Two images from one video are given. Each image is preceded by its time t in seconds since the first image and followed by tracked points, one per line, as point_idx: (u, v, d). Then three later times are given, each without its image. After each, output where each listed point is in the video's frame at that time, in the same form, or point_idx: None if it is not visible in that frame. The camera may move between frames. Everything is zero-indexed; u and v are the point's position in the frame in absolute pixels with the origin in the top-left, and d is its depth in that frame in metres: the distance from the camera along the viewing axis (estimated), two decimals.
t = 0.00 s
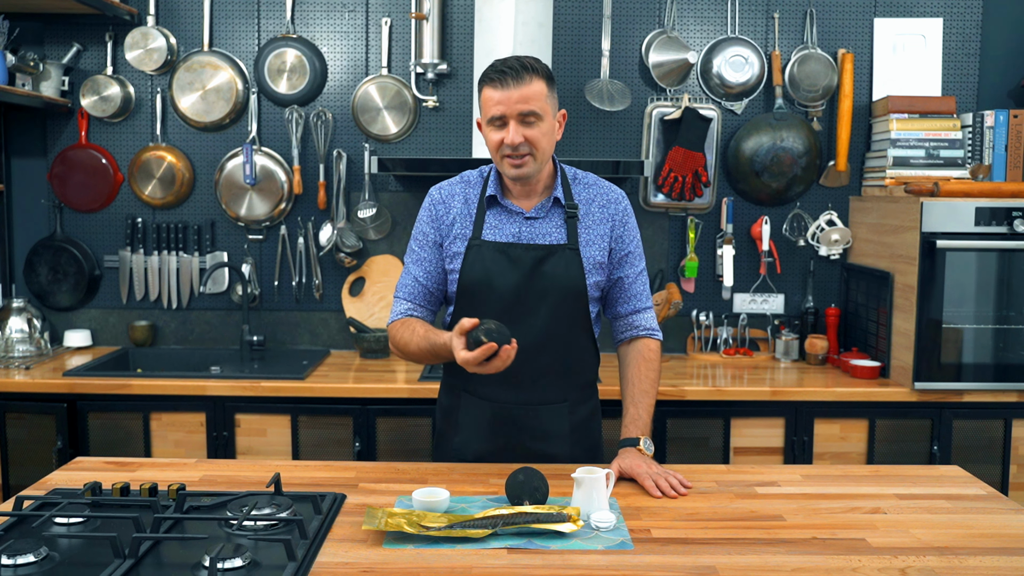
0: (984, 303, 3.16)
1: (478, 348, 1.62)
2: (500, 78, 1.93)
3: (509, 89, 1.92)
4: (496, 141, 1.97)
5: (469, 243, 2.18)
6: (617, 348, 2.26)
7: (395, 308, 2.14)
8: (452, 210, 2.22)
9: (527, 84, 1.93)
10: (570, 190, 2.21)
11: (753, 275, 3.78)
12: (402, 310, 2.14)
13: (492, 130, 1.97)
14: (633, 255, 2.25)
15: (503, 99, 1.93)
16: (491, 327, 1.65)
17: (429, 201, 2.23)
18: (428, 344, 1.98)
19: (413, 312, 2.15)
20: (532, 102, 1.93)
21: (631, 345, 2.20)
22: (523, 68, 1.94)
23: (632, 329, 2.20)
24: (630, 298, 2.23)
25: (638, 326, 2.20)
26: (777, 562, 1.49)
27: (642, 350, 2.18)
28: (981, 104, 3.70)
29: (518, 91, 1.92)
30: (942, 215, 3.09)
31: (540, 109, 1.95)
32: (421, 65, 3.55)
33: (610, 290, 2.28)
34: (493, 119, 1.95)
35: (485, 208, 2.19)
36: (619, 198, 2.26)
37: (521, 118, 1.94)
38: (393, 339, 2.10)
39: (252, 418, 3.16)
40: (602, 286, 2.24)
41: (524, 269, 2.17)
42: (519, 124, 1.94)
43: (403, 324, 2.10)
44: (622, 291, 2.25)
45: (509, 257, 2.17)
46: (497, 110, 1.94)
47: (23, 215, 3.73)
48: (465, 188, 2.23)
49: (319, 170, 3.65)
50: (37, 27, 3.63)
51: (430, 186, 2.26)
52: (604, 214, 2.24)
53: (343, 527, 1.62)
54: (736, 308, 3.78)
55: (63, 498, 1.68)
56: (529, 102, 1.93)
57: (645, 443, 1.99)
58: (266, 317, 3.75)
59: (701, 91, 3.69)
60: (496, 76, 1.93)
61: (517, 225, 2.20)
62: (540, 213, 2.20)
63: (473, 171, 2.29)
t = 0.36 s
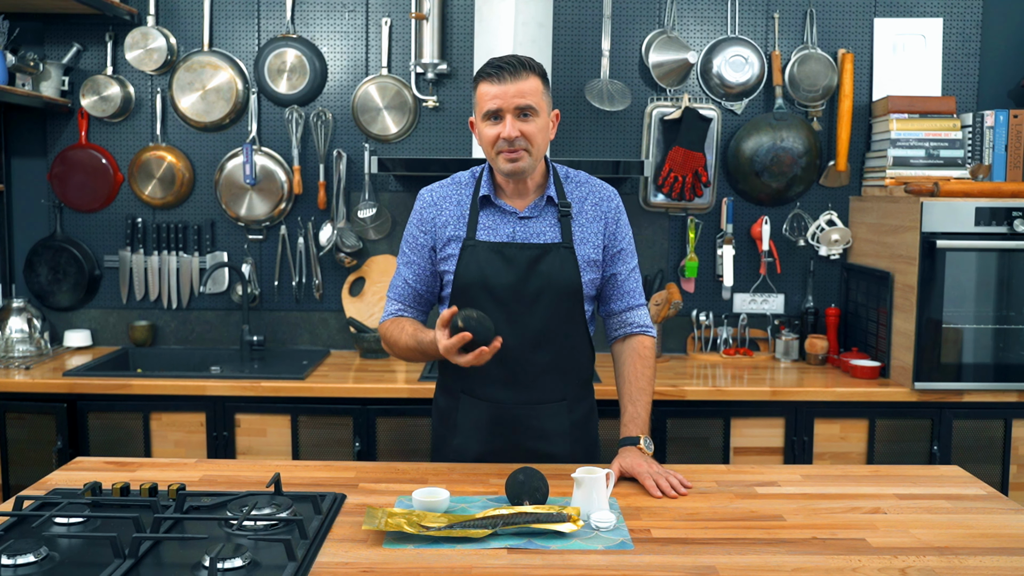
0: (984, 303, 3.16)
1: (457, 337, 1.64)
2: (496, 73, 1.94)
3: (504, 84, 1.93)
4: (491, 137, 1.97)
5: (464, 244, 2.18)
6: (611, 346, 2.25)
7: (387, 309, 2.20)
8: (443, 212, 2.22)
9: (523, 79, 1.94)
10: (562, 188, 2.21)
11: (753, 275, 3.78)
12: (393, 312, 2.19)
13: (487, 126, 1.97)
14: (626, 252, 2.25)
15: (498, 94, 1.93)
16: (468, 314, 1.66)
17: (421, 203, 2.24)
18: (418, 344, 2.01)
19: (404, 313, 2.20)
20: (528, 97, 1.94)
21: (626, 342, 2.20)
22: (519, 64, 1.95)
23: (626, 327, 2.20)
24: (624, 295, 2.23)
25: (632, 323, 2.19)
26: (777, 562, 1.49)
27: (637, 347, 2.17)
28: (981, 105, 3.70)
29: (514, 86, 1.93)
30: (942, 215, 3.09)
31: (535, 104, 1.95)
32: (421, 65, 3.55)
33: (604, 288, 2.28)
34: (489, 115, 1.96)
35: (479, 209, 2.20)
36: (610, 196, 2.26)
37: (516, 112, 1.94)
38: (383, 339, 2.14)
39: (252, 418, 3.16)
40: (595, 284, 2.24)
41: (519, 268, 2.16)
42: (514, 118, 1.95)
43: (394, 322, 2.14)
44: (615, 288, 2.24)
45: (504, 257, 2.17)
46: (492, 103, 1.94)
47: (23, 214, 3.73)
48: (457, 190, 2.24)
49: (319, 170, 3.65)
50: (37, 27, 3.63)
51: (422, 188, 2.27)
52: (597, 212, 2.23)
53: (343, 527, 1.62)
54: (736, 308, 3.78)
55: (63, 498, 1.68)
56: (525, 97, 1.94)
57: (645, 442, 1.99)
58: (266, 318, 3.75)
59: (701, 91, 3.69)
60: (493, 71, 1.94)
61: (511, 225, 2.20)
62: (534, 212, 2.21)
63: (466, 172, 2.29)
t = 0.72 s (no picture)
0: (984, 303, 3.16)
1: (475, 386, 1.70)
2: (498, 80, 1.93)
3: (505, 92, 1.92)
4: (484, 143, 1.96)
5: (450, 248, 2.18)
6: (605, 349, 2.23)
7: (376, 313, 2.20)
8: (429, 216, 2.21)
9: (524, 90, 1.93)
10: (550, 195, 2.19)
11: (754, 275, 3.78)
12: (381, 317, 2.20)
13: (481, 131, 1.97)
14: (615, 253, 2.23)
15: (497, 101, 1.92)
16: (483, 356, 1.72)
17: (406, 207, 2.22)
18: (412, 353, 2.07)
19: (392, 317, 2.20)
20: (527, 107, 1.94)
21: (621, 343, 2.17)
22: (521, 73, 1.94)
23: (620, 327, 2.17)
24: (616, 296, 2.21)
25: (626, 323, 2.17)
26: (777, 562, 1.49)
27: (633, 346, 2.15)
28: (981, 105, 3.70)
29: (514, 95, 1.93)
30: (941, 215, 3.09)
31: (533, 114, 1.95)
32: (421, 65, 3.55)
33: (594, 291, 2.26)
34: (485, 121, 1.95)
35: (464, 215, 2.19)
36: (598, 199, 2.24)
37: (514, 122, 1.94)
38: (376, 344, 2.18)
39: (252, 418, 3.16)
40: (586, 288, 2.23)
41: (505, 275, 2.16)
42: (510, 128, 1.94)
43: (386, 331, 2.17)
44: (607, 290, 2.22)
45: (490, 263, 2.16)
46: (489, 109, 1.93)
47: (24, 215, 3.73)
48: (443, 194, 2.23)
49: (319, 170, 3.65)
50: (37, 27, 3.63)
51: (409, 191, 2.25)
52: (584, 216, 2.22)
53: (343, 527, 1.62)
54: (736, 308, 3.78)
55: (63, 498, 1.68)
56: (523, 107, 1.93)
57: (650, 439, 1.97)
58: (266, 318, 3.75)
59: (701, 91, 3.69)
60: (494, 77, 1.93)
61: (498, 231, 2.19)
62: (521, 219, 2.19)
63: (452, 174, 2.28)
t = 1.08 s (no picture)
0: (984, 303, 3.16)
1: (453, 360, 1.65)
2: (504, 100, 1.90)
3: (510, 113, 1.90)
4: (488, 158, 1.97)
5: (453, 250, 2.18)
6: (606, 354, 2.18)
7: (374, 311, 2.16)
8: (435, 216, 2.21)
9: (530, 110, 1.91)
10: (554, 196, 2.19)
11: (754, 275, 3.78)
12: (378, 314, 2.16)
13: (486, 145, 1.96)
14: (618, 254, 2.21)
15: (502, 123, 1.91)
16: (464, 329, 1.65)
17: (412, 206, 2.22)
18: (404, 352, 1.99)
19: (391, 316, 2.16)
20: (532, 129, 1.92)
21: (620, 347, 2.12)
22: (526, 95, 1.91)
23: (618, 330, 2.13)
24: (616, 297, 2.17)
25: (625, 326, 2.13)
26: (777, 562, 1.49)
27: (634, 352, 2.10)
28: (980, 105, 3.70)
29: (520, 118, 1.90)
30: (941, 215, 3.09)
31: (538, 136, 1.94)
32: (421, 65, 3.55)
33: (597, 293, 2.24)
34: (489, 138, 1.94)
35: (469, 216, 2.19)
36: (603, 199, 2.24)
37: (519, 142, 1.93)
38: (369, 341, 2.10)
39: (252, 418, 3.16)
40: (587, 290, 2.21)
41: (507, 276, 2.17)
42: (515, 147, 1.94)
43: (382, 328, 2.11)
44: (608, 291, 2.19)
45: (493, 265, 2.17)
46: (493, 129, 1.92)
47: (23, 214, 3.73)
48: (449, 194, 2.22)
49: (319, 170, 3.65)
50: (37, 27, 3.63)
51: (414, 190, 2.25)
52: (587, 217, 2.22)
53: (343, 526, 1.62)
54: (736, 308, 3.78)
55: (63, 498, 1.68)
56: (529, 129, 1.92)
57: (657, 452, 1.92)
58: (266, 318, 3.75)
59: (701, 91, 3.69)
60: (500, 97, 1.90)
61: (501, 233, 2.20)
62: (524, 220, 2.20)
63: (458, 174, 2.28)
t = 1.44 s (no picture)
0: (984, 303, 3.16)
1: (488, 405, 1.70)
2: (520, 75, 1.93)
3: (528, 86, 1.93)
4: (509, 140, 1.96)
5: (478, 252, 2.17)
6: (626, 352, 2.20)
7: (404, 317, 2.18)
8: (457, 220, 2.20)
9: (548, 83, 1.94)
10: (578, 195, 2.18)
11: (753, 275, 3.78)
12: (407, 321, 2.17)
13: (506, 129, 1.96)
14: (644, 253, 2.20)
15: (520, 96, 1.93)
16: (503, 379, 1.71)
17: (435, 211, 2.21)
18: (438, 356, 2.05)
19: (420, 322, 2.18)
20: (551, 101, 1.94)
21: (639, 347, 2.14)
22: (543, 68, 1.94)
23: (640, 330, 2.14)
24: (639, 297, 2.18)
25: (645, 327, 2.14)
26: (777, 562, 1.49)
27: (650, 353, 2.11)
28: (981, 105, 3.70)
29: (537, 89, 1.93)
30: (942, 215, 3.09)
31: (557, 109, 1.95)
32: (421, 65, 3.55)
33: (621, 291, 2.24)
34: (509, 117, 1.95)
35: (492, 219, 2.18)
36: (629, 197, 2.23)
37: (538, 116, 1.94)
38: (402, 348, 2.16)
39: (252, 418, 3.16)
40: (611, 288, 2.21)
41: (533, 278, 2.15)
42: (534, 123, 1.94)
43: (412, 335, 2.15)
44: (631, 290, 2.20)
45: (518, 267, 2.16)
46: (512, 105, 1.94)
47: (23, 214, 3.73)
48: (471, 197, 2.21)
49: (319, 170, 3.65)
50: (37, 27, 3.63)
51: (436, 194, 2.24)
52: (614, 215, 2.21)
53: (343, 526, 1.62)
54: (736, 308, 3.78)
55: (63, 498, 1.68)
56: (548, 101, 1.93)
57: (659, 453, 1.93)
58: (266, 318, 3.75)
59: (701, 91, 3.69)
60: (517, 72, 1.93)
61: (525, 235, 2.19)
62: (549, 221, 2.18)
63: (480, 176, 2.27)
